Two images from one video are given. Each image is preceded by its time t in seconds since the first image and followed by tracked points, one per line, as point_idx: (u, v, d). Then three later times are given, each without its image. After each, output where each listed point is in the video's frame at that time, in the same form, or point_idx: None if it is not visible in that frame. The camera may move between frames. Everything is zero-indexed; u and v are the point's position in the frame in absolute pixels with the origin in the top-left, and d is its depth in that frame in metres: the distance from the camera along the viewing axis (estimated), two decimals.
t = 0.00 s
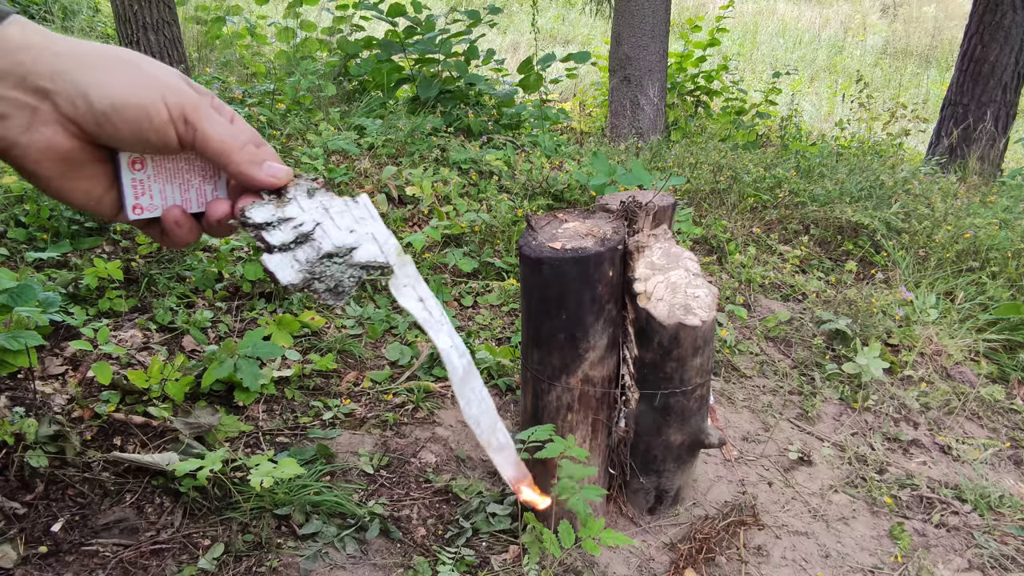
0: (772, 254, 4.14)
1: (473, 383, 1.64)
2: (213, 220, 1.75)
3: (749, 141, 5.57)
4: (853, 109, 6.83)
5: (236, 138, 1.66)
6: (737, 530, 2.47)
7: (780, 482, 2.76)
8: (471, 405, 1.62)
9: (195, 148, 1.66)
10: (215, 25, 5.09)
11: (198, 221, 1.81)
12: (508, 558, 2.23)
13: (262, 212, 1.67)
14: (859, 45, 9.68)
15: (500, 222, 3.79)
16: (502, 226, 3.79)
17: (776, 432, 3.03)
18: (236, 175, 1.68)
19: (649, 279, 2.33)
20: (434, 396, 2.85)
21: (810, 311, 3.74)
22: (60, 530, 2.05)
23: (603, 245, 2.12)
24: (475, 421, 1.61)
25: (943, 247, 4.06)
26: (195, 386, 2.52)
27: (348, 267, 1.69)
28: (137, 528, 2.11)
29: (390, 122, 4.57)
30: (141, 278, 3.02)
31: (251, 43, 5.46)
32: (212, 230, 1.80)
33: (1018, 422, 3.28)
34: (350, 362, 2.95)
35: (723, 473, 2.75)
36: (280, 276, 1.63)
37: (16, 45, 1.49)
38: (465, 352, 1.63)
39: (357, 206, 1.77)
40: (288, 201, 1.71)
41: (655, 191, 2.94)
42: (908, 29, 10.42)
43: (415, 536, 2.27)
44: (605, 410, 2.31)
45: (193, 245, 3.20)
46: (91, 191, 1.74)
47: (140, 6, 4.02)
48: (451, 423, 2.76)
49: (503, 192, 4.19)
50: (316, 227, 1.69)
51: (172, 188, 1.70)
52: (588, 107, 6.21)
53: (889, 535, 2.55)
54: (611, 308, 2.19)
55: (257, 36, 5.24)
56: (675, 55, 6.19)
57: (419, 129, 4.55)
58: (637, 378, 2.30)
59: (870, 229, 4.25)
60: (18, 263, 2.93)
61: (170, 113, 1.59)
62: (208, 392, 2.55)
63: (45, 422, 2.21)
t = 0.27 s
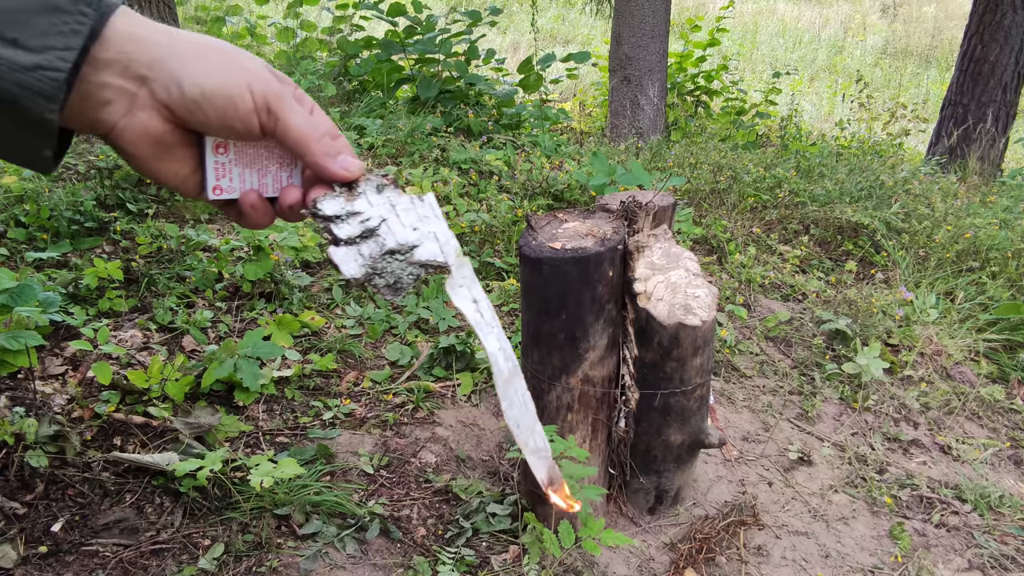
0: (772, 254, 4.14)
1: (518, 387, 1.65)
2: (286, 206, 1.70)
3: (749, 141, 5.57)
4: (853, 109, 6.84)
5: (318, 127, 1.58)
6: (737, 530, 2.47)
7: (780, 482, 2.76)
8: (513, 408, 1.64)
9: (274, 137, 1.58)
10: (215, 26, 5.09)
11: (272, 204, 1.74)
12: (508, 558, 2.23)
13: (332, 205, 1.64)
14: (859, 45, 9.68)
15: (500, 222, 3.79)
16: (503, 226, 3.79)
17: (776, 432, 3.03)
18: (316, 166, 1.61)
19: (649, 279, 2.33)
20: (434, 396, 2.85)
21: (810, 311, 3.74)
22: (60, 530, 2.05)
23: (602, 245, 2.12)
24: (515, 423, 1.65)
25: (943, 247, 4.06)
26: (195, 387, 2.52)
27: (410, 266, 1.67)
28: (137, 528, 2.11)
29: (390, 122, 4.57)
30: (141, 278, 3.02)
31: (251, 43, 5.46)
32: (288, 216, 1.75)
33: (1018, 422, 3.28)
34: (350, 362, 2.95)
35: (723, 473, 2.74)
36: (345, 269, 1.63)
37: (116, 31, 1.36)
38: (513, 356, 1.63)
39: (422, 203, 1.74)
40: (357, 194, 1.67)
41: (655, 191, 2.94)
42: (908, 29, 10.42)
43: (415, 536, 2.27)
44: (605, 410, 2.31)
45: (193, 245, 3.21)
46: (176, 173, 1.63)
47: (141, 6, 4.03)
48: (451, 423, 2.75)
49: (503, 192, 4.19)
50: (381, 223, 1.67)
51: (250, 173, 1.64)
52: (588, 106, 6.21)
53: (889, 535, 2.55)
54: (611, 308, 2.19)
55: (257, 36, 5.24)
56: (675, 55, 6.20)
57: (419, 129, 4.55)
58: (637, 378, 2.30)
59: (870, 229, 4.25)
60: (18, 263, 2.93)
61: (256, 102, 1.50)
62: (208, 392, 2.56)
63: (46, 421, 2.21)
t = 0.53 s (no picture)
0: (772, 254, 4.14)
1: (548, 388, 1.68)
2: (325, 195, 1.76)
3: (749, 141, 5.57)
4: (853, 109, 6.84)
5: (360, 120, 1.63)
6: (737, 530, 2.47)
7: (780, 482, 2.76)
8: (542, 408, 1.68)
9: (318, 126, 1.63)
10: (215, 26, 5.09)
11: (313, 192, 1.81)
12: (508, 558, 2.23)
13: (371, 198, 1.67)
14: (859, 45, 9.68)
15: (500, 222, 3.79)
16: (503, 226, 3.79)
17: (776, 432, 3.03)
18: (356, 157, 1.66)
19: (649, 279, 2.33)
20: (434, 396, 2.85)
21: (810, 311, 3.74)
22: (60, 531, 2.05)
23: (602, 245, 2.12)
24: (542, 423, 1.70)
25: (943, 247, 4.06)
26: (195, 387, 2.53)
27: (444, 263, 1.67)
28: (137, 528, 2.11)
29: (390, 122, 4.57)
30: (141, 277, 3.02)
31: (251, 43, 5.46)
32: (327, 205, 1.81)
33: (1018, 422, 3.28)
34: (350, 362, 2.95)
35: (723, 473, 2.74)
36: (380, 262, 1.64)
37: (170, 17, 1.42)
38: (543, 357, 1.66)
39: (462, 199, 1.72)
40: (397, 187, 1.70)
41: (655, 191, 2.94)
42: (908, 29, 10.41)
43: (415, 536, 2.27)
44: (605, 410, 2.31)
45: (193, 245, 3.20)
46: (219, 159, 1.71)
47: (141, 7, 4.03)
48: (451, 423, 2.75)
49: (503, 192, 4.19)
50: (418, 217, 1.67)
51: (293, 162, 1.70)
52: (588, 106, 6.21)
53: (889, 535, 2.55)
54: (611, 308, 2.19)
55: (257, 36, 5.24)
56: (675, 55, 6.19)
57: (419, 129, 4.55)
58: (637, 378, 2.30)
59: (870, 229, 4.25)
60: (18, 263, 2.93)
61: (301, 91, 1.56)
62: (208, 392, 2.56)
63: (46, 422, 2.21)
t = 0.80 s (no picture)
0: (772, 254, 4.13)
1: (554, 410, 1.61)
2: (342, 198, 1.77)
3: (749, 141, 5.57)
4: (853, 109, 6.84)
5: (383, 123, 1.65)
6: (737, 529, 2.47)
7: (780, 482, 2.76)
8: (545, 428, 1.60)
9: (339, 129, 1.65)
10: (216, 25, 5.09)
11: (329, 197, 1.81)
12: (508, 558, 2.23)
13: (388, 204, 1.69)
14: (859, 45, 9.68)
15: (500, 222, 3.79)
16: (502, 225, 3.79)
17: (776, 432, 3.03)
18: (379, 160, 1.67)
19: (649, 279, 2.33)
20: (434, 396, 2.85)
21: (810, 311, 3.74)
22: (60, 530, 2.05)
23: (603, 245, 2.12)
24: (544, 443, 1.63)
25: (943, 247, 4.06)
26: (195, 387, 2.53)
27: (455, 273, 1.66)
28: (137, 528, 2.11)
29: (390, 121, 4.57)
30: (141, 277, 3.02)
31: (251, 43, 5.46)
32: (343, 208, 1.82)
33: (1018, 422, 3.28)
34: (350, 362, 2.95)
35: (723, 473, 2.75)
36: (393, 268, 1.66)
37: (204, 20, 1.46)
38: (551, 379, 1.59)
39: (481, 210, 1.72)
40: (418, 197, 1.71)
41: (655, 191, 2.93)
42: (908, 29, 10.41)
43: (415, 536, 2.27)
44: (605, 409, 2.31)
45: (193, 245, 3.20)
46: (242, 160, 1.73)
47: (140, 6, 4.03)
48: (451, 423, 2.75)
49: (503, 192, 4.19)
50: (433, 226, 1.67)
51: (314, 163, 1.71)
52: (588, 106, 6.21)
53: (889, 535, 2.55)
54: (611, 308, 2.19)
55: (257, 36, 5.24)
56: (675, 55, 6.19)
57: (419, 129, 4.55)
58: (637, 378, 2.30)
59: (870, 229, 4.25)
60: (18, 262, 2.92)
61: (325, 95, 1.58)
62: (208, 392, 2.56)
63: (46, 421, 2.21)
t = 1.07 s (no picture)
0: (772, 254, 4.13)
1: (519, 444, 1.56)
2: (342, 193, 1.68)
3: (749, 141, 5.57)
4: (853, 109, 6.83)
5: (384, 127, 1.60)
6: (737, 529, 2.47)
7: (780, 482, 2.76)
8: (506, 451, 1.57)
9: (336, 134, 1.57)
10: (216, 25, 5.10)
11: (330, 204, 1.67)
12: (508, 558, 2.23)
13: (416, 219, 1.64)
14: (859, 45, 9.68)
15: (500, 222, 3.79)
16: (502, 225, 3.79)
17: (776, 432, 3.03)
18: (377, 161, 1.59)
19: (649, 279, 2.33)
20: (434, 396, 2.85)
21: (810, 311, 3.74)
22: (60, 531, 2.05)
23: (602, 245, 2.12)
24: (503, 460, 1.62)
25: (943, 247, 4.06)
26: (195, 387, 2.53)
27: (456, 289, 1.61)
28: (137, 528, 2.11)
29: (390, 121, 4.57)
30: (141, 277, 3.02)
31: (252, 43, 5.46)
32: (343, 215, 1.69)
33: (1018, 422, 3.27)
34: (350, 362, 2.95)
35: (723, 473, 2.74)
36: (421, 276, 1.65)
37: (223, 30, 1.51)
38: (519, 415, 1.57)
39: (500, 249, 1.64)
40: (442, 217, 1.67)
41: (655, 191, 2.93)
42: (908, 29, 10.40)
43: (415, 536, 2.27)
44: (605, 409, 2.31)
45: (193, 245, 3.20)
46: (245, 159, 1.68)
47: (140, 7, 4.03)
48: (451, 423, 2.75)
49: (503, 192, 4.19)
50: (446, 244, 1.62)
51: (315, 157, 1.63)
52: (588, 106, 6.21)
53: (889, 535, 2.55)
54: (611, 308, 2.19)
55: (257, 36, 5.24)
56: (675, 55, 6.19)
57: (419, 129, 4.55)
58: (637, 378, 2.30)
59: (870, 229, 4.24)
60: (18, 262, 2.92)
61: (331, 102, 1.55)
62: (209, 392, 2.57)
63: (45, 421, 2.20)
